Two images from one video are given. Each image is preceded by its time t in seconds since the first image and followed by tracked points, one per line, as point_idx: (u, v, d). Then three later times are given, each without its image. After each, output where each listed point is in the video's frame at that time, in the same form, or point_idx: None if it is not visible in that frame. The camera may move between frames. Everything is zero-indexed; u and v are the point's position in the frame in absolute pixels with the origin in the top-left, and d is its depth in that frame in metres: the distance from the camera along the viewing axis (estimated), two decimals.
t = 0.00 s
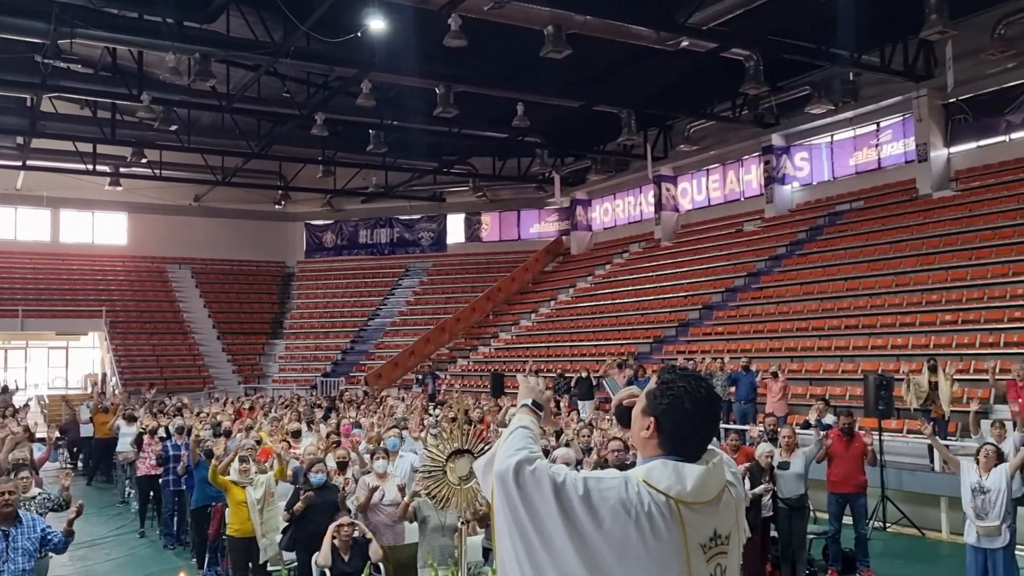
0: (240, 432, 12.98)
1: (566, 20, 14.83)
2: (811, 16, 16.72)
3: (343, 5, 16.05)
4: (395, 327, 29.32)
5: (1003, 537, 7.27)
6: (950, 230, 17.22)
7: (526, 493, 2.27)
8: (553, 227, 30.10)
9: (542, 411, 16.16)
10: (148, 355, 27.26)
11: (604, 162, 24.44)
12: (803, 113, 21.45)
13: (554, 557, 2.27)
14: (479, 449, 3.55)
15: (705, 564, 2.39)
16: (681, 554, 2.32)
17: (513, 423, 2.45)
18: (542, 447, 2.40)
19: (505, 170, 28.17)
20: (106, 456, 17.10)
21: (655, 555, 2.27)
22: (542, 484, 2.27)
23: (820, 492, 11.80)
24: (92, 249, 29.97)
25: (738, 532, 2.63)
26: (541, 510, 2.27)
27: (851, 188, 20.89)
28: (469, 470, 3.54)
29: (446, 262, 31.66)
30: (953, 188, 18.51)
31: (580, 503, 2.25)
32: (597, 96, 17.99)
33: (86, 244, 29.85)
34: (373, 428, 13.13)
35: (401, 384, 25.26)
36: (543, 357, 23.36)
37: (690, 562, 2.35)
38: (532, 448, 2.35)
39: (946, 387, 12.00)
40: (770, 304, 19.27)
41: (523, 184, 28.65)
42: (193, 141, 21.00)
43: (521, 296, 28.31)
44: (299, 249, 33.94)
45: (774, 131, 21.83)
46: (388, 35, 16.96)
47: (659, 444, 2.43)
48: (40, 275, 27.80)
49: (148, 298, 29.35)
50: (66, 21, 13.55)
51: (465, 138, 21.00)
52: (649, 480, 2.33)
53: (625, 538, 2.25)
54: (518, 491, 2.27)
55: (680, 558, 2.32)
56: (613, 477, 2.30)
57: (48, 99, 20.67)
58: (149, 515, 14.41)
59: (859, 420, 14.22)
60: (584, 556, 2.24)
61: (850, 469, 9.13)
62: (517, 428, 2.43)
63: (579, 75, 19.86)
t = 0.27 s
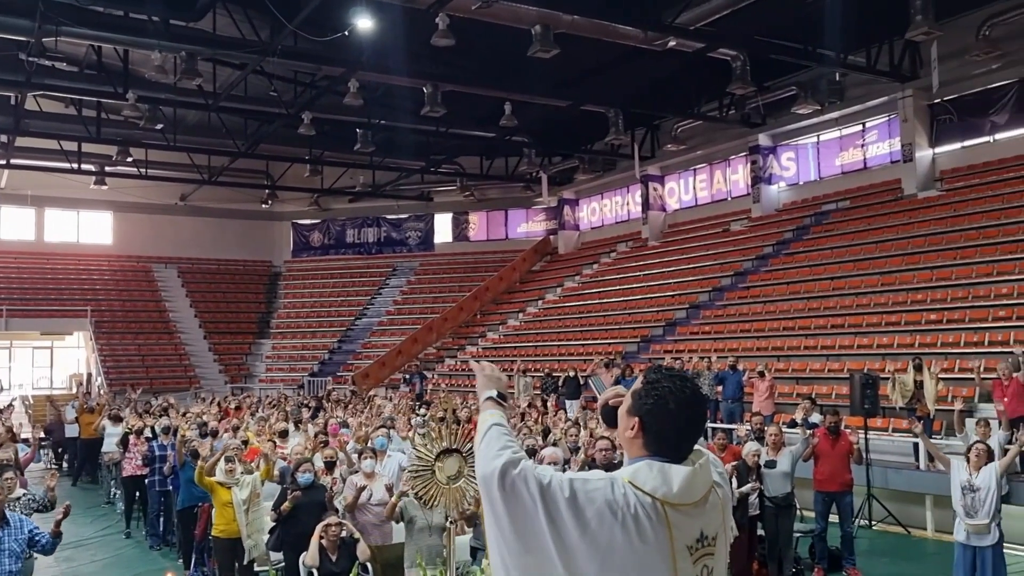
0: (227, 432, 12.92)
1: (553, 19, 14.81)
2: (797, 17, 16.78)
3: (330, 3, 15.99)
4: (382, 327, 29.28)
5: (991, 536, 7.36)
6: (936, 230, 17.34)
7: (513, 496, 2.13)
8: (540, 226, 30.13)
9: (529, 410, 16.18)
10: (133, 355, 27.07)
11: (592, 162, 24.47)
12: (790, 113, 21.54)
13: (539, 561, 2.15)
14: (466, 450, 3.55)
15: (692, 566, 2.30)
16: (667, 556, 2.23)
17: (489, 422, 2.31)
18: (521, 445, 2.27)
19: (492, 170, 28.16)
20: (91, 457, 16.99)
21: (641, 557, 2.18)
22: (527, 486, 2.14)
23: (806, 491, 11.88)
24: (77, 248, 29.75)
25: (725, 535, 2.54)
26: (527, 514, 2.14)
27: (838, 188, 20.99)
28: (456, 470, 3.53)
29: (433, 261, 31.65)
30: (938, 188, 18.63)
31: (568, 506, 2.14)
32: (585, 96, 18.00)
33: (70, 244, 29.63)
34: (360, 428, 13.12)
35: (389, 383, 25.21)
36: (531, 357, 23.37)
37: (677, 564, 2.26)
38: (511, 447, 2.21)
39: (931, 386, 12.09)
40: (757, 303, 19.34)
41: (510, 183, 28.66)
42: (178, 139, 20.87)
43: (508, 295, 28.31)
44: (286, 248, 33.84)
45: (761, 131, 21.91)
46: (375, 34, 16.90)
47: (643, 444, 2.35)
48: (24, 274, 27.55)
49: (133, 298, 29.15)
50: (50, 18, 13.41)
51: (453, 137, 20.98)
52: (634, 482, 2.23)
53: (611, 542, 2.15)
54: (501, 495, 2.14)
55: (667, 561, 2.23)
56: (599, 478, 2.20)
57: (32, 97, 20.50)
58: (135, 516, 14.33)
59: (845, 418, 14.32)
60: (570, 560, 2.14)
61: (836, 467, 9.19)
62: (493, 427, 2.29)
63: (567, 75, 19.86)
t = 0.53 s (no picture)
0: (214, 432, 12.86)
1: (541, 19, 14.83)
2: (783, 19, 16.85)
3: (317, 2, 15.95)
4: (369, 327, 29.23)
5: (981, 534, 7.42)
6: (920, 230, 17.48)
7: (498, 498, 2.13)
8: (527, 226, 30.15)
9: (516, 410, 16.19)
10: (118, 355, 26.89)
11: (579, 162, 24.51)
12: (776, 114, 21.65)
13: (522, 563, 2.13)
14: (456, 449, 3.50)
15: (676, 568, 2.29)
16: (652, 557, 2.21)
17: (443, 420, 2.19)
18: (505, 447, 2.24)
19: (480, 169, 28.16)
20: (75, 457, 16.86)
21: (625, 559, 2.17)
22: (511, 486, 2.13)
23: (791, 490, 11.95)
24: (62, 247, 29.52)
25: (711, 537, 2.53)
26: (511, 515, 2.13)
27: (823, 188, 21.12)
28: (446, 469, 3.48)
29: (421, 261, 31.62)
30: (922, 189, 18.78)
31: (552, 507, 2.12)
32: (573, 96, 18.03)
33: (55, 243, 29.40)
34: (347, 428, 13.10)
35: (376, 383, 25.17)
36: (518, 357, 23.38)
37: (661, 566, 2.24)
38: (486, 447, 2.17)
39: (915, 385, 12.17)
40: (743, 303, 19.43)
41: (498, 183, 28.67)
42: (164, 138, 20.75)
43: (496, 295, 28.31)
44: (272, 248, 33.71)
45: (747, 131, 22.02)
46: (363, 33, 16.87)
47: (628, 445, 2.36)
48: (7, 273, 27.31)
49: (118, 298, 28.96)
50: (35, 16, 13.31)
51: (440, 137, 20.97)
52: (619, 483, 2.22)
53: (595, 543, 2.13)
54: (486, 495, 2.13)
55: (651, 563, 2.21)
56: (584, 478, 2.19)
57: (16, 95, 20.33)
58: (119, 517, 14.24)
59: (830, 417, 14.42)
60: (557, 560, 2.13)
61: (822, 467, 9.25)
62: (454, 425, 2.20)
63: (554, 75, 19.89)
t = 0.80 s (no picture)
0: (201, 432, 12.79)
1: (529, 18, 14.82)
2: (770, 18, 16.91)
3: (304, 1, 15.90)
4: (357, 326, 29.17)
5: (971, 531, 7.48)
6: (906, 230, 17.59)
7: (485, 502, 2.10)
8: (515, 225, 30.16)
9: (504, 409, 16.19)
10: (104, 354, 26.71)
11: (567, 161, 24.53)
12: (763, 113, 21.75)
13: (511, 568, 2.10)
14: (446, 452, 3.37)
15: (663, 567, 2.30)
16: (639, 557, 2.22)
17: (414, 438, 2.10)
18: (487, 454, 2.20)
19: (468, 168, 28.15)
20: (61, 458, 16.74)
21: (612, 559, 2.17)
22: (496, 491, 2.10)
23: (779, 488, 12.00)
24: (47, 246, 29.29)
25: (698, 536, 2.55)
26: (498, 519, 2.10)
27: (810, 187, 21.23)
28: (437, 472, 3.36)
29: (408, 260, 31.58)
30: (908, 188, 18.91)
31: (539, 510, 2.11)
32: (561, 95, 18.04)
33: (39, 242, 29.16)
34: (334, 427, 13.08)
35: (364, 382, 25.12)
36: (506, 356, 23.38)
37: (648, 565, 2.25)
38: (467, 456, 2.11)
39: (901, 384, 12.25)
40: (731, 302, 19.50)
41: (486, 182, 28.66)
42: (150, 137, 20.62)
43: (484, 294, 28.31)
44: (259, 247, 33.57)
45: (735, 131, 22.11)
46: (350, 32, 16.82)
47: (615, 444, 2.36)
48: None
49: (104, 297, 28.77)
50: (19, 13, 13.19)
51: (428, 136, 20.94)
52: (605, 482, 2.23)
53: (582, 546, 2.12)
54: (474, 505, 2.09)
55: (638, 562, 2.22)
56: (569, 480, 2.18)
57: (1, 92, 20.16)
58: (105, 518, 14.15)
59: (817, 416, 14.51)
60: (551, 561, 2.12)
61: (809, 465, 9.30)
62: (426, 441, 2.11)
63: (542, 74, 19.90)
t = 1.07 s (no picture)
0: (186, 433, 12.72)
1: (515, 18, 14.83)
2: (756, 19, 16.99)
3: None
4: (343, 326, 29.10)
5: (958, 530, 7.55)
6: (890, 230, 17.72)
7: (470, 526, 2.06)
8: (501, 225, 30.17)
9: (491, 409, 16.19)
10: (87, 355, 26.49)
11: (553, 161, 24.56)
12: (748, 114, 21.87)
13: None
14: (430, 450, 3.32)
15: (652, 567, 2.31)
16: (629, 557, 2.23)
17: (393, 474, 2.03)
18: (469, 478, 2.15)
19: (454, 168, 28.13)
20: (44, 460, 16.59)
21: (602, 562, 2.17)
22: (482, 512, 2.08)
23: (764, 487, 12.06)
24: (29, 246, 29.04)
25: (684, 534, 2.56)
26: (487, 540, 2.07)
27: (795, 188, 21.35)
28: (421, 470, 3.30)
29: (394, 260, 31.53)
30: (892, 188, 19.06)
31: (526, 524, 2.10)
32: (547, 95, 18.07)
33: (22, 242, 28.90)
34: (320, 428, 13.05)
35: (350, 383, 25.06)
36: (492, 355, 23.38)
37: (638, 565, 2.26)
38: (448, 485, 2.06)
39: (885, 383, 12.34)
40: (716, 302, 19.58)
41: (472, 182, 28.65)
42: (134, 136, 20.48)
43: (470, 294, 28.30)
44: (244, 246, 33.41)
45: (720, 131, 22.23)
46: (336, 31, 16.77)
47: (601, 443, 2.37)
48: None
49: (87, 297, 28.53)
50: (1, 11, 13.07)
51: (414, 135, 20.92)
52: (592, 483, 2.24)
53: (571, 553, 2.12)
54: (463, 534, 2.05)
55: (629, 562, 2.23)
56: (555, 487, 2.18)
57: None
58: (89, 519, 14.04)
59: (802, 415, 14.60)
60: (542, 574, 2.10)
61: (794, 463, 9.35)
62: (405, 476, 2.05)
63: (529, 74, 19.92)
